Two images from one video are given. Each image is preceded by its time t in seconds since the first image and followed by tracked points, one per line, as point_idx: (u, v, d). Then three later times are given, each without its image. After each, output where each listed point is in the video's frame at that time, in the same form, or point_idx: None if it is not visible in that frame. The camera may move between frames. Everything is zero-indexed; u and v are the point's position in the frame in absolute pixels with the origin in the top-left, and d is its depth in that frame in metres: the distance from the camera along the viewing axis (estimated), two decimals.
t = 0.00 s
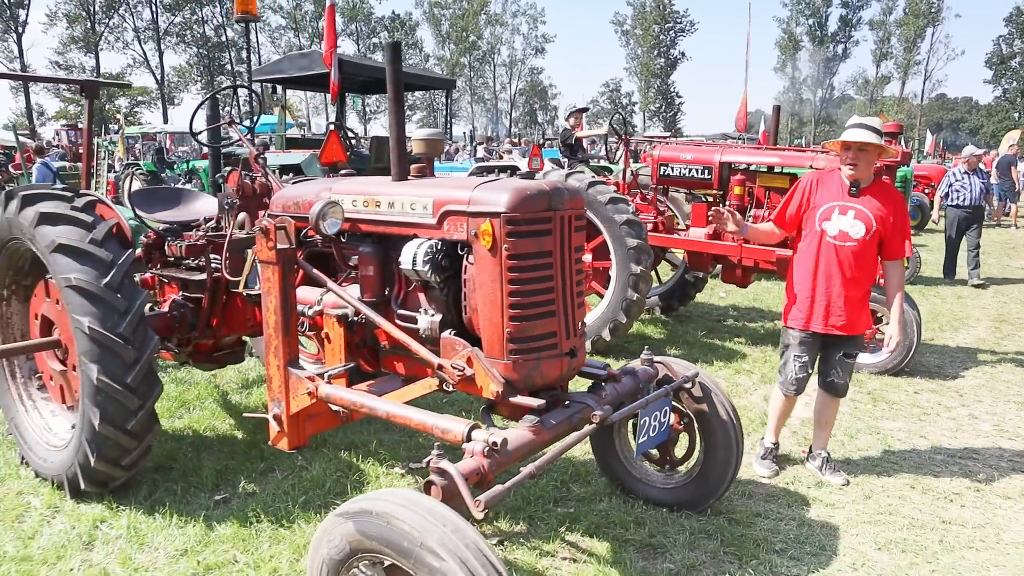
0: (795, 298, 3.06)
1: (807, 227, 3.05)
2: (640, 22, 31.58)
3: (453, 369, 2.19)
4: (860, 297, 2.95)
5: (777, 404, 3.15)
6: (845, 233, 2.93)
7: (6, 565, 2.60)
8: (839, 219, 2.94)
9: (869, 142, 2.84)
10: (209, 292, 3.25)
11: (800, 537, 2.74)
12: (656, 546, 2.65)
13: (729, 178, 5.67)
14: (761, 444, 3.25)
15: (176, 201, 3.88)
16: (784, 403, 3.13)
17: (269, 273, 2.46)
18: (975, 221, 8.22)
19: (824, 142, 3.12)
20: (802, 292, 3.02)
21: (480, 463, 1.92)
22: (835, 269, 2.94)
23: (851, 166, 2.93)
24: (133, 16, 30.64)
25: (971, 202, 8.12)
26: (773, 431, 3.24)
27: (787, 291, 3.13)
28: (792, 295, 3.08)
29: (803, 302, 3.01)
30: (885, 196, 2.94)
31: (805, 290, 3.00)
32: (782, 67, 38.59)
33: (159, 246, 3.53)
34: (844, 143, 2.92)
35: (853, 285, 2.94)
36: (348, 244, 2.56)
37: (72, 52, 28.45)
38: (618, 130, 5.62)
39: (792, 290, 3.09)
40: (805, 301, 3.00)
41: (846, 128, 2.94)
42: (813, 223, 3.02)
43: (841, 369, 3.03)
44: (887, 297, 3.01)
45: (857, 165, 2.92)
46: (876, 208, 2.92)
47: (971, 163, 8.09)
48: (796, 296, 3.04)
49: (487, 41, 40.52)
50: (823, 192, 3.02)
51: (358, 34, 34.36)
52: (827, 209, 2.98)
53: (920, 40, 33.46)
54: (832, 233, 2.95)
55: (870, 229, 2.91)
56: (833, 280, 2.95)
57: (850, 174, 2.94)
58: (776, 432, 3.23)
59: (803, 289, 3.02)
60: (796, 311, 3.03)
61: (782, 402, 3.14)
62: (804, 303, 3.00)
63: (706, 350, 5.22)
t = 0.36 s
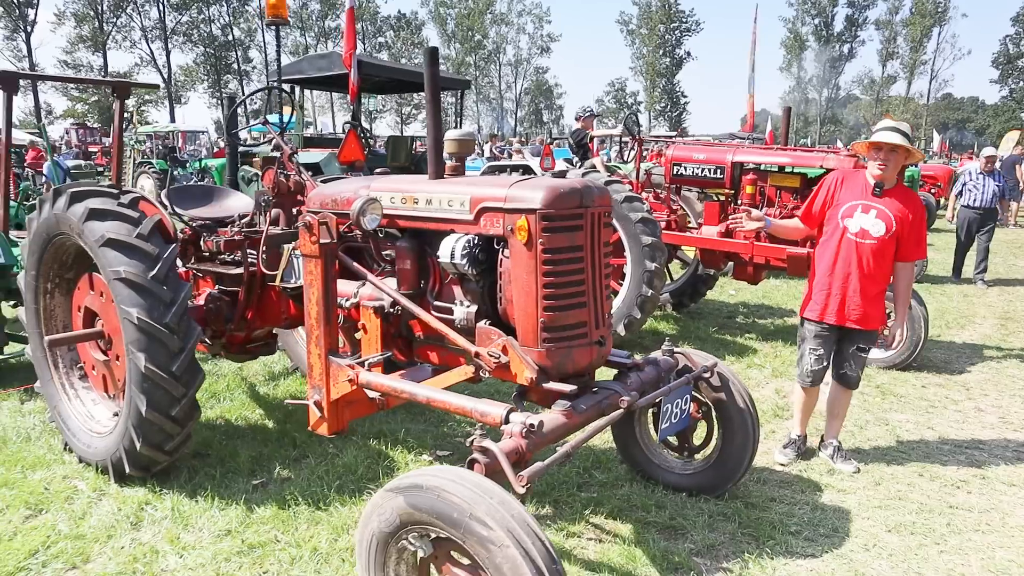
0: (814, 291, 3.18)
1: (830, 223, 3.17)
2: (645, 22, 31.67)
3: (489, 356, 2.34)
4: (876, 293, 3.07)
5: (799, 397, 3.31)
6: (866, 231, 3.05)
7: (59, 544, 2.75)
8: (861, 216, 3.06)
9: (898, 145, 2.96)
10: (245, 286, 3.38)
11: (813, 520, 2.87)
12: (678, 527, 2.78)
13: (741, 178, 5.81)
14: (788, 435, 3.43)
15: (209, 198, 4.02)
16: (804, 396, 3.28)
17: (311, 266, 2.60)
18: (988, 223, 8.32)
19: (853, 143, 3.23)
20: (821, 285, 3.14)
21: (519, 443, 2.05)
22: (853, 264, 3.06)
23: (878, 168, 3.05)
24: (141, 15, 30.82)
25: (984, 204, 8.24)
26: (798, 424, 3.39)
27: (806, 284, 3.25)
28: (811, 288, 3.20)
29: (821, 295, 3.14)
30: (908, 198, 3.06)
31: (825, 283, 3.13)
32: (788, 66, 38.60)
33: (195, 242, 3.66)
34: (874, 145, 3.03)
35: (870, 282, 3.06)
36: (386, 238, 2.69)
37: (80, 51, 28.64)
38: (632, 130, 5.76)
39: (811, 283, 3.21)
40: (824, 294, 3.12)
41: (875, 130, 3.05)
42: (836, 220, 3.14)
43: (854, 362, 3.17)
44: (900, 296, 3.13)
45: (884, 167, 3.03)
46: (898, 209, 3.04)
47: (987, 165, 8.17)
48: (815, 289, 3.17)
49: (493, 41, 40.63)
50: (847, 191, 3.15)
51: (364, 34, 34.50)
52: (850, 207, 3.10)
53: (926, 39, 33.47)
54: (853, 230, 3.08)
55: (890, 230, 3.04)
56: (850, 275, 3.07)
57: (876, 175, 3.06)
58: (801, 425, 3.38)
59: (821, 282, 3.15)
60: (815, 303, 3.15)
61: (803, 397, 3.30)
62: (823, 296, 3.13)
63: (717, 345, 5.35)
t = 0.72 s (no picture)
0: (823, 288, 3.30)
1: (836, 222, 3.30)
2: (647, 22, 31.79)
3: (512, 347, 2.46)
4: (883, 289, 3.19)
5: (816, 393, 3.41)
6: (871, 228, 3.17)
7: (99, 527, 2.88)
8: (867, 215, 3.19)
9: (899, 147, 3.08)
10: (270, 282, 3.49)
11: (819, 505, 2.99)
12: (690, 512, 2.90)
13: (746, 178, 5.95)
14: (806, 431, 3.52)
15: (231, 197, 4.12)
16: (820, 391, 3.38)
17: (341, 261, 2.73)
18: (990, 222, 8.42)
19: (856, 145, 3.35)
20: (829, 282, 3.26)
21: (543, 427, 2.17)
22: (861, 261, 3.18)
23: (881, 168, 3.17)
24: (145, 16, 30.97)
25: (985, 203, 8.35)
26: (816, 420, 3.48)
27: (816, 282, 3.37)
28: (820, 286, 3.32)
29: (831, 291, 3.25)
30: (912, 195, 3.18)
31: (833, 280, 3.25)
32: (790, 66, 38.70)
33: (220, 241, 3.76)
34: (876, 146, 3.15)
35: (877, 278, 3.18)
36: (411, 235, 2.82)
37: (85, 52, 28.79)
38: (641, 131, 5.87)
39: (820, 280, 3.33)
40: (833, 291, 3.24)
41: (876, 132, 3.16)
42: (842, 219, 3.27)
43: (863, 356, 3.29)
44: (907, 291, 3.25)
45: (887, 167, 3.15)
46: (902, 207, 3.17)
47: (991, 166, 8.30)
48: (824, 286, 3.29)
49: (495, 41, 40.75)
50: (852, 191, 3.27)
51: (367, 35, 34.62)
52: (856, 206, 3.23)
53: (928, 40, 33.55)
54: (859, 228, 3.20)
55: (894, 227, 3.16)
56: (858, 272, 3.19)
57: (879, 175, 3.19)
58: (820, 420, 3.47)
59: (830, 279, 3.26)
60: (824, 300, 3.27)
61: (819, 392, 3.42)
62: (832, 292, 3.25)
63: (723, 341, 5.48)
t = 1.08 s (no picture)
0: (827, 284, 3.42)
1: (837, 220, 3.42)
2: (648, 22, 31.90)
3: (531, 335, 2.58)
4: (883, 283, 3.30)
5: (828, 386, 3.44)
6: (869, 225, 3.28)
7: (132, 510, 3.01)
8: (865, 212, 3.30)
9: (892, 144, 3.17)
10: (292, 276, 3.61)
11: (822, 489, 3.12)
12: (699, 496, 3.03)
13: (750, 176, 6.06)
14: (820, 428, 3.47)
15: (252, 194, 4.23)
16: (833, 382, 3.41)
17: (365, 255, 2.85)
18: (988, 218, 8.49)
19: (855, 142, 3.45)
20: (832, 278, 3.38)
21: (562, 410, 2.30)
22: (861, 257, 3.30)
23: (878, 165, 3.27)
24: (148, 16, 31.12)
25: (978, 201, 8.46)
26: (829, 417, 3.45)
27: (820, 278, 3.49)
28: (824, 282, 3.44)
29: (834, 287, 3.38)
30: (909, 191, 3.28)
31: (836, 276, 3.37)
32: (792, 65, 38.77)
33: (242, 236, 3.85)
34: (872, 144, 3.25)
35: (877, 272, 3.30)
36: (431, 230, 2.95)
37: (88, 52, 28.94)
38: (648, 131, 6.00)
39: (824, 277, 3.45)
40: (836, 286, 3.36)
41: (871, 130, 3.26)
42: (842, 217, 3.38)
43: (863, 348, 3.42)
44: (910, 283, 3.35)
45: (883, 164, 3.26)
46: (900, 202, 3.27)
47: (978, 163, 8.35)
48: (828, 282, 3.41)
49: (497, 40, 40.85)
50: (851, 189, 3.38)
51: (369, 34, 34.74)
52: (854, 204, 3.34)
53: (930, 39, 33.60)
54: (858, 225, 3.31)
55: (892, 223, 3.26)
56: (859, 268, 3.31)
57: (876, 172, 3.29)
58: (832, 417, 3.45)
59: (832, 276, 3.39)
60: (828, 296, 3.39)
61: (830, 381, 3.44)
62: (835, 288, 3.37)
63: (728, 335, 5.60)
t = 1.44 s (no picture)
0: (831, 287, 3.47)
1: (838, 224, 3.46)
2: (647, 22, 32.00)
3: (547, 326, 2.69)
4: (888, 283, 3.35)
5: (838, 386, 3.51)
6: (872, 228, 3.33)
7: (159, 496, 3.11)
8: (866, 215, 3.35)
9: (885, 146, 3.24)
10: (310, 271, 3.70)
11: (826, 477, 3.23)
12: (707, 483, 3.13)
13: (753, 175, 6.17)
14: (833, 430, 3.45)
15: (267, 191, 4.30)
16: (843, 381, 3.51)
17: (386, 249, 2.96)
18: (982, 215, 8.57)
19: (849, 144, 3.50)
20: (837, 282, 3.43)
21: (579, 396, 2.40)
22: (865, 260, 3.35)
23: (874, 167, 3.33)
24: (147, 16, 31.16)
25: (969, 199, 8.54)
26: (841, 420, 3.44)
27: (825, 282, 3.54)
28: (829, 285, 3.49)
29: (840, 290, 3.42)
30: (906, 189, 3.34)
31: (841, 280, 3.41)
32: (790, 65, 38.91)
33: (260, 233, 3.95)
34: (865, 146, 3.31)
35: (882, 273, 3.34)
36: (449, 226, 3.05)
37: (88, 51, 28.98)
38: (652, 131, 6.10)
39: (828, 280, 3.50)
40: (842, 290, 3.41)
41: (863, 132, 3.32)
42: (843, 221, 3.43)
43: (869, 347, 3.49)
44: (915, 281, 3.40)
45: (878, 166, 3.31)
46: (899, 202, 3.32)
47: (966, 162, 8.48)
48: (833, 285, 3.45)
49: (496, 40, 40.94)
50: (850, 193, 3.43)
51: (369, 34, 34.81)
52: (855, 207, 3.39)
53: (927, 39, 33.73)
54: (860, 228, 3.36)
55: (894, 224, 3.31)
56: (863, 270, 3.36)
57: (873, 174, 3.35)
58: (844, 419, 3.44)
59: (837, 280, 3.43)
60: (835, 299, 3.43)
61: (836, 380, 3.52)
62: (840, 291, 3.42)
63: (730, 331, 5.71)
